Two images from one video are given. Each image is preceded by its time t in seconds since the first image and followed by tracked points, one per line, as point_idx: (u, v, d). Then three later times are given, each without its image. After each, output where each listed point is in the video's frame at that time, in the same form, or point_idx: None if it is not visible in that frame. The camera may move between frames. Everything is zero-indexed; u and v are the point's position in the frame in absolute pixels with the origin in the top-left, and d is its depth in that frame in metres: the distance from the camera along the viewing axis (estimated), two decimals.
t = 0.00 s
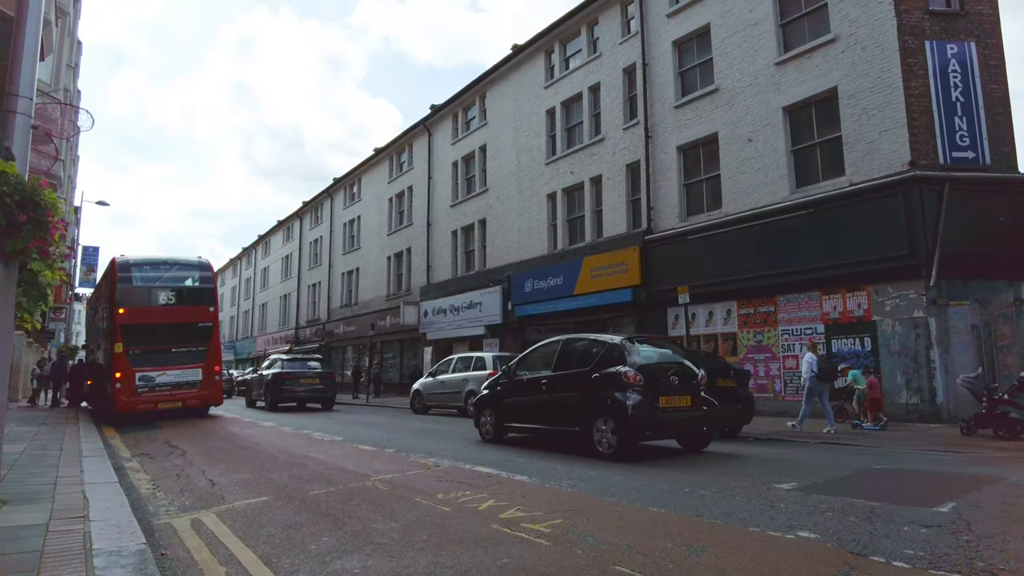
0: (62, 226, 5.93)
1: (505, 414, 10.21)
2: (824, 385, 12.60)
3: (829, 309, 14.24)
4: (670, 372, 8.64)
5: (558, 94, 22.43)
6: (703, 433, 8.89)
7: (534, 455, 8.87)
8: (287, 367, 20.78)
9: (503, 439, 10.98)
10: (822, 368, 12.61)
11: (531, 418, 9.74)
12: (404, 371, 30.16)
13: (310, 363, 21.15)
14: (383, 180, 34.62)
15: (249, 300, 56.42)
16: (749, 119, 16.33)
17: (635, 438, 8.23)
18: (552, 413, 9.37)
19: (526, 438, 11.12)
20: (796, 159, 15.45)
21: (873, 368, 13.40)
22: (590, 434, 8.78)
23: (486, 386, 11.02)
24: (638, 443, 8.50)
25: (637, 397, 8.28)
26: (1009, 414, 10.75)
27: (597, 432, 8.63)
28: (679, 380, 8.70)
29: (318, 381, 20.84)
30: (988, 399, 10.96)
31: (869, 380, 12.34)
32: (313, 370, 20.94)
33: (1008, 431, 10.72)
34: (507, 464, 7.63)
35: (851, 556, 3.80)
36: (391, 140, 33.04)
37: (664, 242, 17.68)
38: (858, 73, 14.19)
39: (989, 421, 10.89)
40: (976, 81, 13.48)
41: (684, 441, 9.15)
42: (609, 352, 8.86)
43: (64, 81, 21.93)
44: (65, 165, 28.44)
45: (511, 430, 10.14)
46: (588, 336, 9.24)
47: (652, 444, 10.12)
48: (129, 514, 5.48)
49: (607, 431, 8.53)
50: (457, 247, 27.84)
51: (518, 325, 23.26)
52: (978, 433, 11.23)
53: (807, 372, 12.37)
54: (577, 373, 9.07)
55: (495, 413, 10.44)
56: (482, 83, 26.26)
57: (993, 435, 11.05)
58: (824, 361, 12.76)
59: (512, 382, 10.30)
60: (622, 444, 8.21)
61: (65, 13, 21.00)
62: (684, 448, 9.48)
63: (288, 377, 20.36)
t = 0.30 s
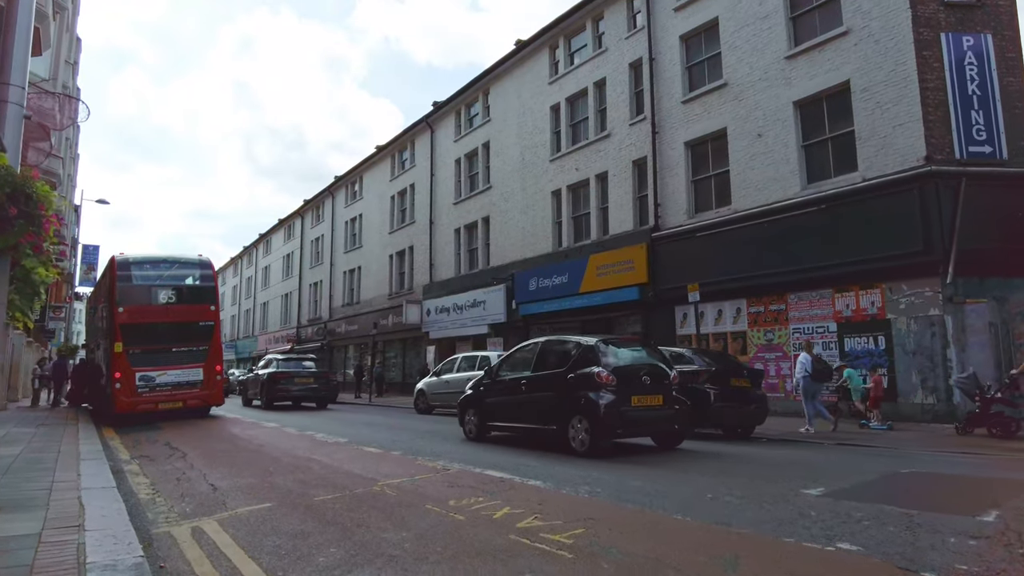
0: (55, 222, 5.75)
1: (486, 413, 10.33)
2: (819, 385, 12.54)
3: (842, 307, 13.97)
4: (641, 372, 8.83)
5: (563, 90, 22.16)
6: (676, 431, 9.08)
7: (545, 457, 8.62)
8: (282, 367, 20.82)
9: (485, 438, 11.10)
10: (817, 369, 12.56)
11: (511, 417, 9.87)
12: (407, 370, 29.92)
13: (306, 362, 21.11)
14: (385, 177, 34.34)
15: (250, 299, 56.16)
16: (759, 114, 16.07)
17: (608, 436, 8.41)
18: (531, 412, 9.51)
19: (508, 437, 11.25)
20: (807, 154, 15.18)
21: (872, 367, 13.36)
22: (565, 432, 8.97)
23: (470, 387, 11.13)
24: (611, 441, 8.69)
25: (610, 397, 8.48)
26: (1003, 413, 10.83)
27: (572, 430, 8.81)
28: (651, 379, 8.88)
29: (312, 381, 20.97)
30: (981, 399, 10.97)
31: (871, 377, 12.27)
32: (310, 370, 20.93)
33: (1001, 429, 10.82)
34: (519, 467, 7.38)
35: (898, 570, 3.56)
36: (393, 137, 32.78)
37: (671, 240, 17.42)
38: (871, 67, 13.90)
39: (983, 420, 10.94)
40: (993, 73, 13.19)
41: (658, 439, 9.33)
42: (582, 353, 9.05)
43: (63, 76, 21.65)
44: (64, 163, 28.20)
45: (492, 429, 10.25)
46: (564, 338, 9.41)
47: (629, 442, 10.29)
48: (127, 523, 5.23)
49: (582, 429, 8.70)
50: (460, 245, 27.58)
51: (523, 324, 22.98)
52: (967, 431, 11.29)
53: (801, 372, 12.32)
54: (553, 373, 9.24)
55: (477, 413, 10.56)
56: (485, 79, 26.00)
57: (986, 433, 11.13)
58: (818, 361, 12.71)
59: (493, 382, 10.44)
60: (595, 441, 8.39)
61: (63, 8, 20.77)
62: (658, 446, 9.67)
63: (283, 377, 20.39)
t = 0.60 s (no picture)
0: (53, 216, 5.51)
1: (470, 411, 10.78)
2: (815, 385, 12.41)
3: (853, 305, 13.76)
4: (616, 372, 9.26)
5: (567, 87, 21.96)
6: (649, 427, 9.51)
7: (555, 457, 8.41)
8: (277, 366, 21.02)
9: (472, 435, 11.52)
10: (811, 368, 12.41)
11: (494, 414, 10.30)
12: (409, 370, 29.72)
13: (299, 362, 21.24)
14: (387, 176, 34.15)
15: (251, 299, 55.98)
16: (768, 110, 15.85)
17: (583, 433, 8.84)
18: (512, 410, 9.94)
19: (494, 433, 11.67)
20: (817, 151, 14.96)
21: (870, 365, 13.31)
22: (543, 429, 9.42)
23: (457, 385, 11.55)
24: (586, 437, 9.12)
25: (585, 395, 8.92)
26: (998, 412, 10.78)
27: (550, 427, 9.24)
28: (625, 378, 9.31)
29: (306, 380, 21.04)
30: (976, 398, 10.92)
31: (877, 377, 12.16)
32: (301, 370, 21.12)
33: (995, 427, 10.79)
34: (530, 469, 7.18)
35: None
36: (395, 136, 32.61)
37: (678, 237, 17.20)
38: (882, 61, 13.68)
39: (977, 418, 10.91)
40: (1008, 67, 12.96)
41: (632, 435, 9.75)
42: (559, 354, 9.50)
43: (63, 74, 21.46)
44: (63, 161, 28.02)
45: (476, 426, 10.67)
46: (543, 339, 9.83)
47: (606, 438, 10.72)
48: (127, 529, 5.03)
49: (558, 426, 9.14)
50: (463, 244, 27.38)
51: (527, 323, 22.78)
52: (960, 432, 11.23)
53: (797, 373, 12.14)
54: (533, 373, 9.66)
55: (462, 411, 10.99)
56: (488, 77, 25.81)
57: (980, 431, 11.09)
58: (813, 360, 12.56)
59: (477, 381, 10.87)
60: (570, 439, 8.81)
61: (63, 5, 20.59)
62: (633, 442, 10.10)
63: (278, 376, 20.62)
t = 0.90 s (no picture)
0: (55, 209, 5.31)
1: (457, 410, 11.18)
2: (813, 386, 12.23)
3: (868, 305, 13.52)
4: (597, 373, 9.64)
5: (574, 85, 21.75)
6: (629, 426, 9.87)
7: (569, 459, 8.20)
8: (275, 367, 20.99)
9: (459, 434, 11.91)
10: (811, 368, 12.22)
11: (481, 414, 10.69)
12: (414, 371, 29.50)
13: (296, 364, 21.33)
14: (391, 176, 33.98)
15: (254, 300, 55.81)
16: (780, 107, 15.63)
17: (564, 431, 9.23)
18: (497, 410, 10.34)
19: (480, 432, 12.08)
20: (830, 148, 14.72)
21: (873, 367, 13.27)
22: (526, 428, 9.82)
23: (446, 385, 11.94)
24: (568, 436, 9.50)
25: (566, 395, 9.31)
26: (996, 413, 10.73)
27: (532, 426, 9.63)
28: (605, 379, 9.69)
29: (303, 380, 21.03)
30: (974, 398, 10.92)
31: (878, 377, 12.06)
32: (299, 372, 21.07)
33: (991, 429, 10.75)
34: (546, 471, 6.96)
35: None
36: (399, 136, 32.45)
37: (688, 236, 16.97)
38: (897, 57, 13.45)
39: (974, 419, 10.87)
40: None
41: (614, 433, 10.13)
42: (541, 357, 9.90)
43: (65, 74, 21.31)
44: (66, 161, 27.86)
45: (463, 425, 11.08)
46: (526, 342, 10.23)
47: (588, 437, 11.11)
48: (132, 536, 4.82)
49: (540, 425, 9.54)
50: (468, 244, 27.16)
51: (533, 324, 22.55)
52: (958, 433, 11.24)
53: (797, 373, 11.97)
54: (518, 374, 10.07)
55: (450, 410, 11.39)
56: (494, 76, 25.61)
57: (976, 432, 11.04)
58: (812, 359, 12.41)
59: (464, 382, 11.26)
60: (552, 437, 9.20)
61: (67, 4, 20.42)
62: (614, 440, 10.49)
63: (275, 376, 20.56)
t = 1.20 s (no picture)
0: (54, 201, 5.07)
1: (445, 408, 11.48)
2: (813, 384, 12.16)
3: (882, 303, 13.30)
4: (578, 373, 9.87)
5: (580, 82, 21.55)
6: (610, 424, 10.10)
7: (582, 459, 8.00)
8: (273, 367, 21.33)
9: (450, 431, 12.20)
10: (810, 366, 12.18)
11: (468, 412, 10.94)
12: (418, 371, 29.32)
13: (294, 365, 21.85)
14: (395, 175, 33.82)
15: (257, 300, 55.64)
16: (791, 102, 15.40)
17: (545, 428, 9.48)
18: (483, 408, 10.59)
19: (470, 429, 12.34)
20: (842, 144, 14.49)
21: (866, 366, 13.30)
22: (509, 425, 10.10)
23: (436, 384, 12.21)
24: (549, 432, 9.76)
25: (547, 393, 9.56)
26: (996, 413, 10.64)
27: (515, 423, 9.88)
28: (587, 379, 9.92)
29: (301, 380, 21.47)
30: (973, 398, 10.82)
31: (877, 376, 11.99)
32: (297, 372, 21.51)
33: (992, 428, 10.65)
34: (560, 472, 6.77)
35: None
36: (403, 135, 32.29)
37: (697, 234, 16.76)
38: (912, 51, 13.21)
39: (974, 419, 10.78)
40: None
41: (596, 431, 10.36)
42: (523, 356, 10.14)
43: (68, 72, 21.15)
44: (69, 159, 27.72)
45: (452, 422, 11.36)
46: (511, 342, 10.46)
47: (573, 434, 11.35)
48: (134, 540, 4.63)
49: (522, 422, 9.79)
50: (473, 243, 26.97)
51: (539, 323, 22.31)
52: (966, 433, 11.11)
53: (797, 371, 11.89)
54: (502, 373, 10.31)
55: (439, 408, 11.69)
56: (499, 73, 25.41)
57: (976, 431, 10.97)
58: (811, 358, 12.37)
59: (453, 380, 11.53)
60: (532, 434, 9.47)
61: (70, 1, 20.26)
62: (597, 437, 10.71)
63: (272, 376, 21.04)
